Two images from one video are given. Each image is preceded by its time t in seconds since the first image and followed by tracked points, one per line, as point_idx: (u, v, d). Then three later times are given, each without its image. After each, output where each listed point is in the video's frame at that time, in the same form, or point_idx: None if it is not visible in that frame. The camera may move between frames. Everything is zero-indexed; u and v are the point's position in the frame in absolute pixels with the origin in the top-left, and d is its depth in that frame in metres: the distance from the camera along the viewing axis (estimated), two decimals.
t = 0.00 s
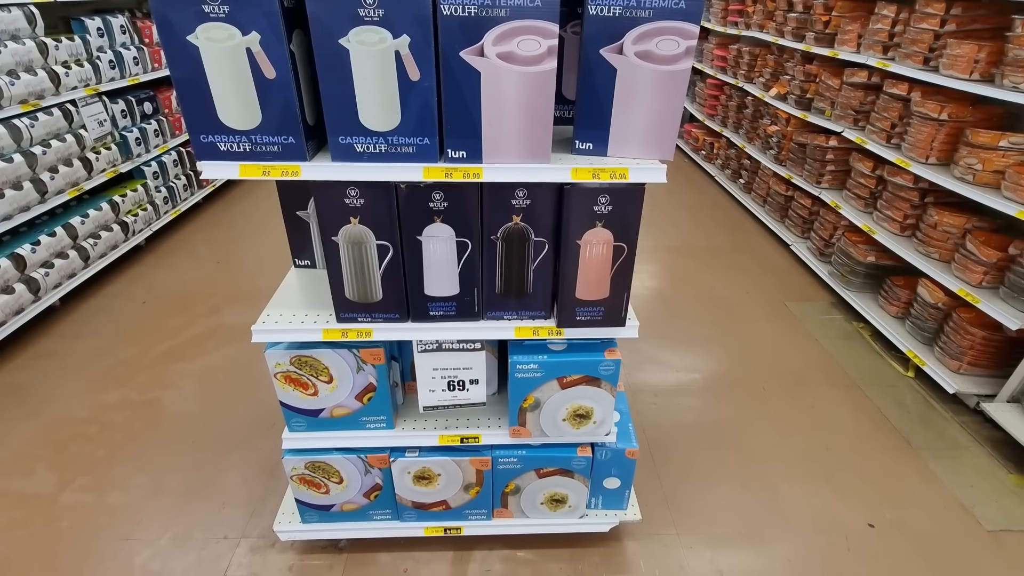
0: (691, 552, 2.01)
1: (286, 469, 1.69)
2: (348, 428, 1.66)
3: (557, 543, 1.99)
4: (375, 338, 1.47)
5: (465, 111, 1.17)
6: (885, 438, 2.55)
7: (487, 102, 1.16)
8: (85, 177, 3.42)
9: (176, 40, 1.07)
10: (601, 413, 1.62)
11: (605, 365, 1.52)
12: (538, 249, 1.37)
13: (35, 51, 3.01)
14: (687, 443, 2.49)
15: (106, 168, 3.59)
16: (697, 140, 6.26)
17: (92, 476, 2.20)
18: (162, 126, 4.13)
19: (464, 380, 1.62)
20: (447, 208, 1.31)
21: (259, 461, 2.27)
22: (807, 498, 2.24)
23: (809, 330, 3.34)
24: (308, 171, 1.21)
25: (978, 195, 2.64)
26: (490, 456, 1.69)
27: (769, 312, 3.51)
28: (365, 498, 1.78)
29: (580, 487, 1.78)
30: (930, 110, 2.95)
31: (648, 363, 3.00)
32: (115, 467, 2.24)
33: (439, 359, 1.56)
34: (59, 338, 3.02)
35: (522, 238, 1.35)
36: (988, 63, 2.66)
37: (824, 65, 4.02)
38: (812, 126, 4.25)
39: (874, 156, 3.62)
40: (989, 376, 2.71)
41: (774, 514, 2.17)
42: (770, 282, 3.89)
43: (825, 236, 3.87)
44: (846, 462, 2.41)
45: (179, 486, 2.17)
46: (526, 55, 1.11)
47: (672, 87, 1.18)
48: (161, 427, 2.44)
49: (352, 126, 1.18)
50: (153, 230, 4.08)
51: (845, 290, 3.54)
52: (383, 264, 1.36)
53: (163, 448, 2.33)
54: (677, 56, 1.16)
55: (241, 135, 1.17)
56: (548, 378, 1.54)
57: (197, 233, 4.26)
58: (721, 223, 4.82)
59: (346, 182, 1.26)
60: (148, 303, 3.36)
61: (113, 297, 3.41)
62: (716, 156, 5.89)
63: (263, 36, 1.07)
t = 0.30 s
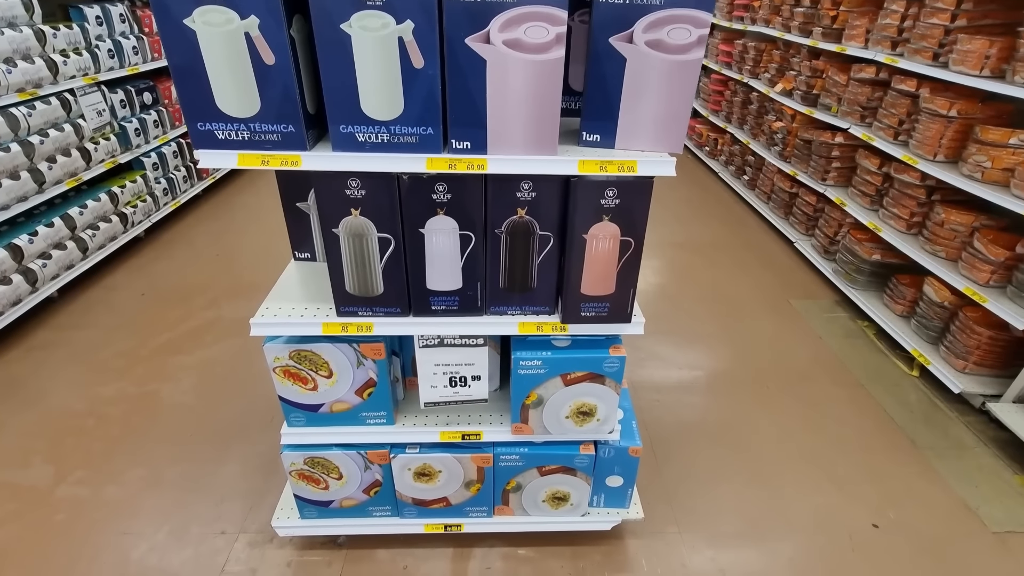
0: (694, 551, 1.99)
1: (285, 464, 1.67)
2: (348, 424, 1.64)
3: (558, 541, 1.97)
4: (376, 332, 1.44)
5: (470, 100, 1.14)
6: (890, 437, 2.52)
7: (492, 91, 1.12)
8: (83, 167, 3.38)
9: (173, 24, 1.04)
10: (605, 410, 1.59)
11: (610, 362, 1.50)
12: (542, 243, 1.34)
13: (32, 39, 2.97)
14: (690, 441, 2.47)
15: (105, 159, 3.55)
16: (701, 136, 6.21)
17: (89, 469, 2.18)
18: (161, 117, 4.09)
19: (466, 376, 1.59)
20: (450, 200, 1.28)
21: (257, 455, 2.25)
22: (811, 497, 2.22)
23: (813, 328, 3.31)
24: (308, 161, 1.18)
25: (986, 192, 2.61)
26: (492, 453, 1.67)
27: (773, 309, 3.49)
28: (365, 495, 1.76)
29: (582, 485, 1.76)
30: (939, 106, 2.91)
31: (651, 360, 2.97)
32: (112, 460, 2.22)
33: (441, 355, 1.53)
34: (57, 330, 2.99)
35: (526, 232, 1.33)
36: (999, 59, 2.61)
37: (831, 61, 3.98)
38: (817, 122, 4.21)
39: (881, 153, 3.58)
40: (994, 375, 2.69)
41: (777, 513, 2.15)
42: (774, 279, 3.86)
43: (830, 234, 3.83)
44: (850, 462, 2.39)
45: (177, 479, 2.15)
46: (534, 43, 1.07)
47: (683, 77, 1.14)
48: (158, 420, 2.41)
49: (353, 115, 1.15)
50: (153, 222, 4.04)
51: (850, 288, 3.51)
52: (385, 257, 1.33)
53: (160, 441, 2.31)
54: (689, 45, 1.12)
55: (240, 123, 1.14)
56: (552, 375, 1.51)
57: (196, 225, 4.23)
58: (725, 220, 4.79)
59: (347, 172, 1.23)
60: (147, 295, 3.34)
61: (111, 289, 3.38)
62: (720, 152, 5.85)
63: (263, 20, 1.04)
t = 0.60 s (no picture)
0: (698, 540, 1.96)
1: (282, 451, 1.63)
2: (347, 411, 1.60)
3: (560, 528, 1.94)
4: (374, 317, 1.39)
5: (474, 71, 1.06)
6: (898, 426, 2.48)
7: (497, 61, 1.05)
8: (75, 144, 3.29)
9: None
10: (611, 398, 1.55)
11: (617, 350, 1.44)
12: (549, 225, 1.27)
13: (18, 9, 2.86)
14: (695, 428, 2.43)
15: (98, 136, 3.46)
16: (708, 116, 6.07)
17: (85, 453, 2.15)
18: (156, 93, 3.98)
19: (468, 362, 1.54)
20: (453, 179, 1.20)
21: (256, 440, 2.22)
22: (817, 486, 2.19)
23: (821, 313, 3.25)
24: (301, 136, 1.11)
25: (1005, 175, 2.52)
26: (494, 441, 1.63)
27: (780, 294, 3.42)
28: (364, 482, 1.73)
29: (587, 474, 1.72)
30: (959, 85, 2.80)
31: (655, 345, 2.92)
32: (109, 444, 2.19)
33: (442, 341, 1.48)
34: (52, 311, 2.94)
35: (533, 212, 1.26)
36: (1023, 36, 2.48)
37: (846, 38, 3.84)
38: (830, 102, 4.08)
39: (895, 134, 3.48)
40: (1006, 363, 2.64)
41: (783, 502, 2.12)
42: (781, 263, 3.79)
43: (840, 217, 3.75)
44: (857, 450, 2.35)
45: (174, 463, 2.12)
46: (542, 8, 1.00)
47: (702, 46, 1.06)
48: (155, 403, 2.38)
49: (349, 87, 1.07)
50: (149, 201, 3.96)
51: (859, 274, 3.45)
52: (383, 239, 1.27)
53: (157, 425, 2.28)
54: (710, 12, 1.04)
55: (227, 93, 1.07)
56: (557, 362, 1.46)
57: (193, 205, 4.14)
58: (732, 203, 4.70)
59: (343, 148, 1.15)
60: (143, 275, 3.28)
61: (107, 269, 3.32)
62: (727, 133, 5.72)
63: None
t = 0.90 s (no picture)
0: (709, 523, 1.91)
1: (280, 433, 1.57)
2: (346, 392, 1.53)
3: (567, 511, 1.90)
4: (373, 296, 1.30)
5: (481, 24, 0.95)
6: (915, 407, 2.41)
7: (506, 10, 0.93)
8: (65, 113, 3.16)
9: None
10: (623, 381, 1.47)
11: (632, 331, 1.36)
12: (561, 197, 1.17)
13: None
14: (706, 408, 2.36)
15: (88, 104, 3.33)
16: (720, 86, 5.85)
17: (81, 431, 2.11)
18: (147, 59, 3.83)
19: (473, 343, 1.46)
20: (456, 145, 1.10)
21: (256, 418, 2.17)
22: (831, 468, 2.13)
23: (836, 291, 3.15)
24: (289, 97, 1.01)
25: None
26: (500, 424, 1.56)
27: (794, 271, 3.32)
28: (366, 464, 1.67)
29: (596, 458, 1.66)
30: (994, 50, 2.64)
31: (665, 323, 2.84)
32: (106, 423, 2.14)
33: (445, 320, 1.40)
34: (47, 286, 2.88)
35: (543, 183, 1.15)
36: None
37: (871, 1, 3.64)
38: (850, 70, 3.90)
39: (920, 104, 3.31)
40: None
41: (797, 485, 2.06)
42: (795, 239, 3.67)
43: (857, 192, 3.61)
44: (873, 433, 2.29)
45: (173, 442, 2.07)
46: None
47: None
48: (153, 381, 2.32)
49: (341, 40, 0.96)
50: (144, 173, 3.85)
51: (876, 250, 3.33)
52: (382, 212, 1.17)
53: (155, 403, 2.23)
54: None
55: (206, 48, 0.96)
56: (567, 344, 1.38)
57: (189, 177, 4.03)
58: (744, 176, 4.54)
59: (336, 111, 1.05)
60: (139, 250, 3.19)
61: (102, 243, 3.24)
62: (740, 104, 5.52)
63: None
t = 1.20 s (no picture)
0: (722, 515, 1.86)
1: (280, 424, 1.52)
2: (348, 382, 1.47)
3: (576, 502, 1.85)
4: (374, 282, 1.23)
5: None
6: (935, 396, 2.34)
7: None
8: (58, 94, 3.07)
9: None
10: (637, 371, 1.40)
11: (648, 318, 1.29)
12: (574, 175, 1.09)
13: None
14: (718, 396, 2.29)
15: (82, 85, 3.23)
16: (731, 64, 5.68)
17: (80, 419, 2.06)
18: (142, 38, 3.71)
19: (480, 332, 1.39)
20: (462, 119, 1.01)
21: (257, 407, 2.12)
22: (848, 459, 2.07)
23: (852, 276, 3.06)
24: (279, 65, 0.92)
25: None
26: (507, 415, 1.50)
27: (808, 255, 3.22)
28: (369, 456, 1.62)
29: (607, 449, 1.60)
30: None
31: (676, 309, 2.76)
32: (104, 411, 2.10)
33: (450, 308, 1.33)
34: (44, 271, 2.82)
35: (556, 160, 1.07)
36: None
37: None
38: (869, 46, 3.75)
39: (943, 81, 3.17)
40: None
41: (812, 476, 2.01)
42: (809, 222, 3.56)
43: (874, 173, 3.49)
44: (891, 422, 2.22)
45: (172, 431, 2.03)
46: None
47: None
48: (152, 368, 2.27)
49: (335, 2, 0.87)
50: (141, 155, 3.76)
51: (893, 234, 3.23)
52: (382, 192, 1.09)
53: (154, 391, 2.18)
54: None
55: (186, 11, 0.88)
56: (579, 332, 1.31)
57: (188, 159, 3.95)
58: (756, 158, 4.42)
59: (330, 81, 0.96)
60: (137, 234, 3.13)
61: (99, 227, 3.18)
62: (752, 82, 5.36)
63: None
